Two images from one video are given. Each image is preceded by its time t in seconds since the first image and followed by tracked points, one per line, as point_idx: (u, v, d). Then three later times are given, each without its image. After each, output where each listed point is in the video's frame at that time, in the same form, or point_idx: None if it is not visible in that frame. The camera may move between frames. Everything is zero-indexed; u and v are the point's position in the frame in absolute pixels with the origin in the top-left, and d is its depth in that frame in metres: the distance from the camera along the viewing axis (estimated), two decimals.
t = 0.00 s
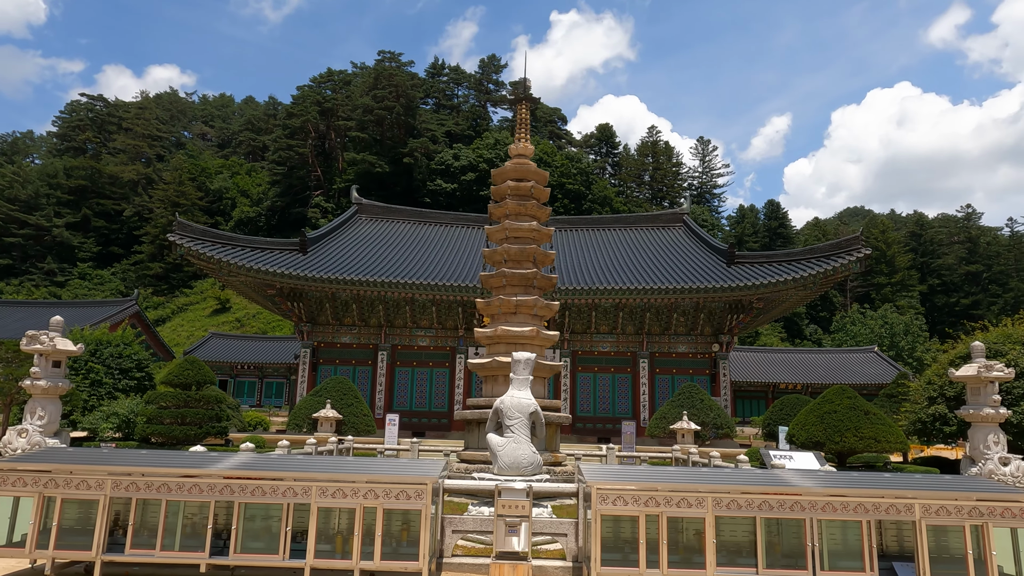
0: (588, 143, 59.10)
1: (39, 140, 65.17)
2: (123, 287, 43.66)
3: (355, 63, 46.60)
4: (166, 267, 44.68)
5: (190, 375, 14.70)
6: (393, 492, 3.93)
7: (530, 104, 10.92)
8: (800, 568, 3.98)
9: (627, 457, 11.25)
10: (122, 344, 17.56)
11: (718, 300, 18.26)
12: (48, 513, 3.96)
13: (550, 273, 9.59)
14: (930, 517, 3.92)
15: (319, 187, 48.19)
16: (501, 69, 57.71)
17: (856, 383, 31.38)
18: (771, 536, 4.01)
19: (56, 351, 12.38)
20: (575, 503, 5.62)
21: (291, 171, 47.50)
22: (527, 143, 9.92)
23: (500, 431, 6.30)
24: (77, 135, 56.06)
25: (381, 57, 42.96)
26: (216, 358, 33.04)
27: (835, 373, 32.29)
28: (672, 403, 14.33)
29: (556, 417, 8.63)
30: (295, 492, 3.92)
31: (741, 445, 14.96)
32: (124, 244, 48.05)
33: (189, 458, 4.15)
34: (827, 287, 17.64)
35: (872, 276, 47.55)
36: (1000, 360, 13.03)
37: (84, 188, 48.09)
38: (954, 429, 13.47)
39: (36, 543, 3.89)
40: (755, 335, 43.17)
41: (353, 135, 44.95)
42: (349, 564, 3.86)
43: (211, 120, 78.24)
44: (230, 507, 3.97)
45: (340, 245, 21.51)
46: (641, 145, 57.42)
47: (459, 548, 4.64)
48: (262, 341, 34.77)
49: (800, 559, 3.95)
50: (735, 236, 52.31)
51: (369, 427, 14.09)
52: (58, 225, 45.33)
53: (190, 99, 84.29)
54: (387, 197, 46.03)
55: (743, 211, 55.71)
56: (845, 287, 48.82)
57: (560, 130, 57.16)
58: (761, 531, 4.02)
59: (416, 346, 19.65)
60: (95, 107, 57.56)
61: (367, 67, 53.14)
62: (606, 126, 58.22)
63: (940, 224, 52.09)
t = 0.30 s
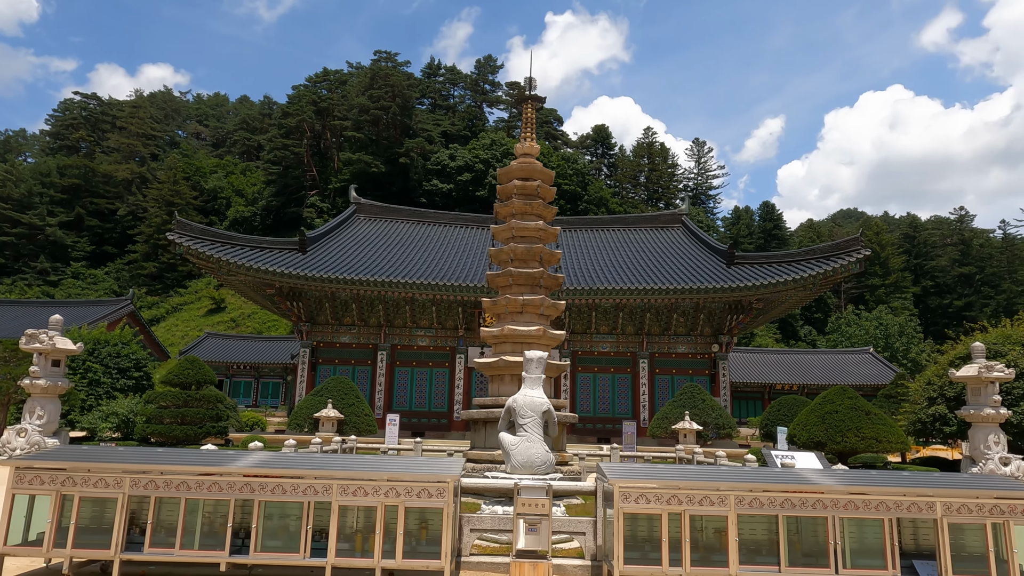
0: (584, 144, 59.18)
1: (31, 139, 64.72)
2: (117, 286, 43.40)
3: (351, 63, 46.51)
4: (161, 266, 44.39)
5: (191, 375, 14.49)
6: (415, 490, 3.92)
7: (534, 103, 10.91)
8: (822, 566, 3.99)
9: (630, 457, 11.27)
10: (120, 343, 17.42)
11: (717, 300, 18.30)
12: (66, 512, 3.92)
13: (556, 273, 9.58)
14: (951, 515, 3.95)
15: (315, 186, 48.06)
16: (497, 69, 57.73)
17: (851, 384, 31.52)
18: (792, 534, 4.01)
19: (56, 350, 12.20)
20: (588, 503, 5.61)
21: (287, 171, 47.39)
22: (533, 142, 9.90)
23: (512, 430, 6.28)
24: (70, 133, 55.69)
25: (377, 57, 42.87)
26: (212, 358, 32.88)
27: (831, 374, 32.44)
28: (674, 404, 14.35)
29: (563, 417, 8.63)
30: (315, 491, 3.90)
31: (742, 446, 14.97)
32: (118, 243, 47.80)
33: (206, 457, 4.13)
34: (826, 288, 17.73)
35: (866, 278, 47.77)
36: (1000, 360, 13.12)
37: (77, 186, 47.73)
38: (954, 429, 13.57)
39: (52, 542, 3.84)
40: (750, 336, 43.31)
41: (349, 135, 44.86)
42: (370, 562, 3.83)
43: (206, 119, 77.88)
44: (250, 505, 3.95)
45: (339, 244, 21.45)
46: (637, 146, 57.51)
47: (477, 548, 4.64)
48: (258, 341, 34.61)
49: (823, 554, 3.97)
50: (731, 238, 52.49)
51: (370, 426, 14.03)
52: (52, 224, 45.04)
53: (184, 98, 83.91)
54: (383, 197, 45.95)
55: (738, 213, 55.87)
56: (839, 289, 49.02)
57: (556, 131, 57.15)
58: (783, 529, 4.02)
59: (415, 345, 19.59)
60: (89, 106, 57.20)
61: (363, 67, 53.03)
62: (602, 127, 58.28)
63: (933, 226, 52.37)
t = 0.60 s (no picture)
0: (580, 143, 59.20)
1: (23, 135, 64.18)
2: (110, 284, 43.15)
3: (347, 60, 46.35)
4: (154, 264, 44.10)
5: (191, 373, 14.50)
6: (438, 492, 3.91)
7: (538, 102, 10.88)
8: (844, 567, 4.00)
9: (633, 456, 11.25)
10: (118, 342, 17.31)
11: (717, 300, 18.34)
12: (85, 513, 3.89)
13: (562, 272, 9.56)
14: (972, 516, 3.98)
15: (310, 184, 47.91)
16: (493, 68, 57.66)
17: (847, 383, 31.65)
18: (812, 535, 4.02)
19: (56, 348, 12.35)
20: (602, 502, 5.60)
21: (281, 168, 47.28)
22: (538, 141, 9.88)
23: (525, 430, 6.27)
24: (62, 129, 55.20)
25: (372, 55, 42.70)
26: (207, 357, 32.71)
27: (826, 373, 32.59)
28: (675, 403, 14.37)
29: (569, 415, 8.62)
30: (337, 492, 3.88)
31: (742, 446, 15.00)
32: (111, 240, 47.52)
33: (225, 457, 4.09)
34: (825, 287, 17.80)
35: (860, 277, 47.97)
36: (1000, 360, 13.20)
37: (70, 183, 47.39)
38: (953, 429, 13.67)
39: (72, 544, 3.83)
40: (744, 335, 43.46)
41: (344, 132, 44.71)
42: (393, 564, 3.83)
43: (199, 116, 77.35)
44: (271, 507, 3.93)
45: (338, 242, 21.36)
46: (632, 145, 57.55)
47: (496, 549, 4.64)
48: (253, 339, 34.47)
49: (843, 555, 3.99)
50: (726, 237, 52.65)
51: (372, 426, 13.98)
52: (44, 221, 44.72)
53: (177, 94, 83.39)
54: (379, 195, 45.82)
55: (733, 212, 56.01)
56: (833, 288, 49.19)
57: (552, 129, 57.18)
58: (804, 531, 4.04)
59: (415, 344, 19.55)
60: (82, 102, 56.72)
61: (359, 65, 52.88)
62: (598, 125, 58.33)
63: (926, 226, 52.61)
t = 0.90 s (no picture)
0: (578, 141, 59.20)
1: (18, 131, 63.81)
2: (107, 281, 43.02)
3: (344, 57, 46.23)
4: (151, 261, 43.91)
5: (196, 371, 14.53)
6: (465, 488, 3.95)
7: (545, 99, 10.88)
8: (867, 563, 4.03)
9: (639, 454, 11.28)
10: (119, 338, 17.29)
11: (719, 298, 18.39)
12: (113, 509, 3.90)
13: (571, 270, 9.58)
14: (995, 513, 4.03)
15: (307, 181, 47.85)
16: (491, 65, 57.60)
17: (845, 381, 31.78)
18: (836, 532, 4.05)
19: (60, 345, 12.48)
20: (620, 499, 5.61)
21: (279, 166, 47.19)
22: (547, 139, 9.89)
23: (540, 427, 6.29)
24: (58, 126, 54.89)
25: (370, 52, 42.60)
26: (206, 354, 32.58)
27: (824, 371, 32.72)
28: (679, 401, 14.43)
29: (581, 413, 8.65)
30: (366, 489, 3.91)
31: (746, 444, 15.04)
32: (107, 237, 47.36)
33: (251, 453, 4.10)
34: (827, 286, 17.88)
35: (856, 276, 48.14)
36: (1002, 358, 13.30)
37: (66, 179, 47.13)
38: (955, 427, 13.78)
39: (100, 541, 3.83)
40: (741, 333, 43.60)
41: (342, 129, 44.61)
42: (421, 560, 3.85)
43: (196, 112, 77.12)
44: (299, 503, 3.94)
45: (339, 240, 21.29)
46: (630, 143, 57.57)
47: (517, 546, 4.68)
48: (252, 337, 34.39)
49: (866, 551, 4.02)
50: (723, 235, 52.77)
51: (377, 423, 13.97)
52: (40, 218, 44.54)
53: (173, 90, 83.01)
54: (377, 192, 45.77)
55: (730, 210, 56.11)
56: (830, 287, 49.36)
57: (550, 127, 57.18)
58: (831, 528, 4.05)
59: (419, 341, 19.51)
60: (77, 98, 56.44)
61: (356, 62, 52.74)
62: (596, 124, 58.36)
63: (922, 225, 52.79)
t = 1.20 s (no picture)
0: (578, 141, 59.24)
1: (16, 130, 63.67)
2: (106, 281, 42.95)
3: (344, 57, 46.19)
4: (150, 261, 43.80)
5: (203, 372, 14.45)
6: (495, 491, 3.97)
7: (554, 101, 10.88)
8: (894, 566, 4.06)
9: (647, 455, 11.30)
10: (124, 339, 17.27)
11: (723, 299, 18.42)
12: (144, 512, 3.91)
13: (582, 271, 9.59)
14: (1019, 515, 4.06)
15: (307, 181, 47.86)
16: (491, 65, 57.59)
17: (845, 382, 31.85)
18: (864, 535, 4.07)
19: (68, 345, 12.51)
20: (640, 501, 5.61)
21: (278, 165, 47.15)
22: (557, 141, 9.92)
23: (557, 429, 6.31)
24: (57, 125, 54.76)
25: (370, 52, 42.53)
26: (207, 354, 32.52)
27: (825, 372, 32.78)
28: (686, 401, 14.47)
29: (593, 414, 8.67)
30: (396, 492, 3.92)
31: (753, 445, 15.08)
32: (107, 237, 47.29)
33: (279, 456, 4.12)
34: (831, 287, 17.91)
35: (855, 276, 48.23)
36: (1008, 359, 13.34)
37: (65, 179, 47.04)
38: (960, 428, 13.83)
39: (132, 543, 3.85)
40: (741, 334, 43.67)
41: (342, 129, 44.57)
42: (452, 562, 3.87)
43: (194, 111, 76.99)
44: (329, 505, 3.95)
45: (343, 240, 21.27)
46: (630, 143, 57.59)
47: (541, 548, 4.71)
48: (253, 337, 34.37)
49: (892, 553, 4.05)
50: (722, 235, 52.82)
51: (384, 424, 13.97)
52: (39, 217, 44.47)
53: (171, 90, 82.88)
54: (377, 192, 45.76)
55: (730, 211, 56.17)
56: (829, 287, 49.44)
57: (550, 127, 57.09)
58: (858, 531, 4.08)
59: (423, 342, 19.51)
60: (76, 97, 56.35)
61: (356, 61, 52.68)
62: (596, 124, 58.38)
63: (921, 225, 52.86)
